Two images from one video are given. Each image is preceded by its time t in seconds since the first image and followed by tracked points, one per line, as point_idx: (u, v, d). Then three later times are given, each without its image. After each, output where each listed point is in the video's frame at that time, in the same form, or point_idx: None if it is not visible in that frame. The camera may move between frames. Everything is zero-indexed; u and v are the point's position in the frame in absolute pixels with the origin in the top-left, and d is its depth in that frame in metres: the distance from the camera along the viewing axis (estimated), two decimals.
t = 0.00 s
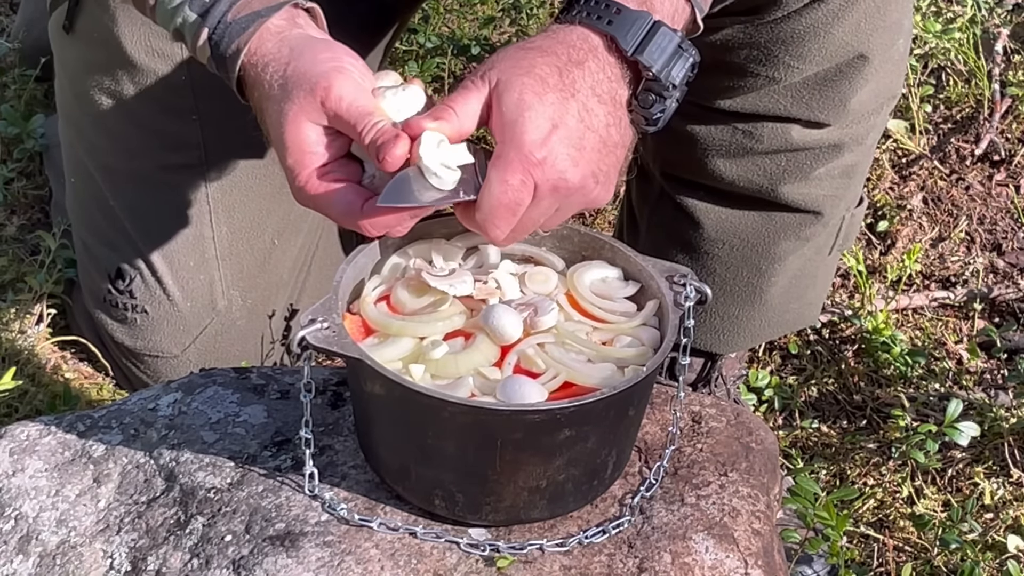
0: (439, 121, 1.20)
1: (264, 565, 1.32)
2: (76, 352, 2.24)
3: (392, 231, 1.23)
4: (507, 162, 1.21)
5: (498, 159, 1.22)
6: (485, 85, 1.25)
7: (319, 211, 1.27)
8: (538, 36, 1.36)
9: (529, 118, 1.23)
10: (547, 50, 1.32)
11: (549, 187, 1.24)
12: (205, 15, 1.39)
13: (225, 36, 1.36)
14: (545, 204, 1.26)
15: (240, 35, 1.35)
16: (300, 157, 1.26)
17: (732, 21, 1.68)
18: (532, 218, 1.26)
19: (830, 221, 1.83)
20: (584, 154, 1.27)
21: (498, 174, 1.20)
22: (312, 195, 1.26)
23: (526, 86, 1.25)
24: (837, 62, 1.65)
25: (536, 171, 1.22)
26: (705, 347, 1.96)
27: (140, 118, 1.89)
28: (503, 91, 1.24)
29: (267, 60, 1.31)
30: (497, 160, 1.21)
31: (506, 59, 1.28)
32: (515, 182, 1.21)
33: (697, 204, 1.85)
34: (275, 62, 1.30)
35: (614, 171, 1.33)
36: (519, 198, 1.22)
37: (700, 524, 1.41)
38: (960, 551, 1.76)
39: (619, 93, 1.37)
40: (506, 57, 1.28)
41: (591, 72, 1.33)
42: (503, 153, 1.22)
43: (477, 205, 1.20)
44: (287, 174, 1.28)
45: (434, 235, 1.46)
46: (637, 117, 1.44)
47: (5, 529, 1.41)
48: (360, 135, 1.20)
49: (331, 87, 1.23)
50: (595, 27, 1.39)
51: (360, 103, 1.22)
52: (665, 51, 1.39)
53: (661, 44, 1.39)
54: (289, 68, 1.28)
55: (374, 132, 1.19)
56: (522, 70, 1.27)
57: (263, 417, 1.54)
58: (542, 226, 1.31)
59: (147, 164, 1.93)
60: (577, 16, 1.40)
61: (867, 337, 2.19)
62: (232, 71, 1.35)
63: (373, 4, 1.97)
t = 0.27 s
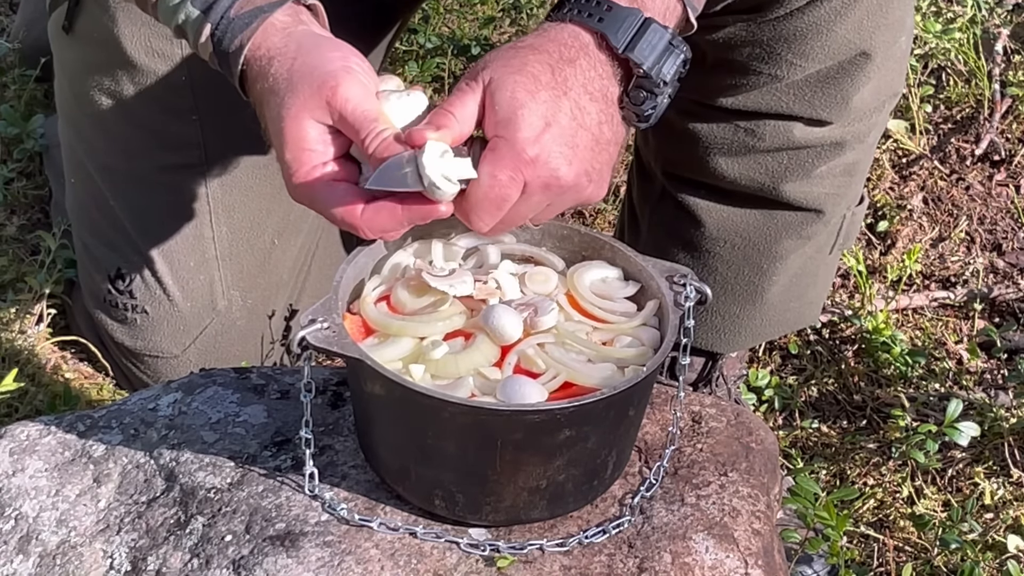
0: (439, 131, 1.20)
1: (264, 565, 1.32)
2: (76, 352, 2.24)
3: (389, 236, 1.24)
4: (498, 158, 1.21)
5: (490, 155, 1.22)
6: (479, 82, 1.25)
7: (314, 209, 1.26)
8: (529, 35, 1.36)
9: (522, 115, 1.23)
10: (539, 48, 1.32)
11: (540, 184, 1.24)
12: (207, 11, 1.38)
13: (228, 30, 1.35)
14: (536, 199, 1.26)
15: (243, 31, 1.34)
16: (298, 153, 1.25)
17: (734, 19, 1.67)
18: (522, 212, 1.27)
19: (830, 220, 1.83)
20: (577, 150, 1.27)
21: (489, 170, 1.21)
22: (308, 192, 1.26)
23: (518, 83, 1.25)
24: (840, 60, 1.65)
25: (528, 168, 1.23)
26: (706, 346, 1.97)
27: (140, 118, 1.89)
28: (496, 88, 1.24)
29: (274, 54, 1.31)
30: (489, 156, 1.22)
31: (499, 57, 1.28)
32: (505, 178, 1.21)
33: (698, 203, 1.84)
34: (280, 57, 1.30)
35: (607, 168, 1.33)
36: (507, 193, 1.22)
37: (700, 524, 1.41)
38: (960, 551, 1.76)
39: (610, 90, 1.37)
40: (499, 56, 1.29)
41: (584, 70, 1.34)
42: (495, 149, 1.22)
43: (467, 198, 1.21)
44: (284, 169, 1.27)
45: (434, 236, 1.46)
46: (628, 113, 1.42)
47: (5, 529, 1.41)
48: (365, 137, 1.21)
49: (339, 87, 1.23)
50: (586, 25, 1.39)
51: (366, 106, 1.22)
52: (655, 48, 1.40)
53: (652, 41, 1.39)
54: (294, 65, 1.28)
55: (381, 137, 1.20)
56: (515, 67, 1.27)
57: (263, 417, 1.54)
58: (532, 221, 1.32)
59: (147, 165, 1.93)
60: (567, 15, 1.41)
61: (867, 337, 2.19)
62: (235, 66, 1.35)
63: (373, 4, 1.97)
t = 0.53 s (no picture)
0: (442, 127, 1.17)
1: (264, 565, 1.32)
2: (76, 352, 2.24)
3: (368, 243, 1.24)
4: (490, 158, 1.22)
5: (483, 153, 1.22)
6: (486, 75, 1.24)
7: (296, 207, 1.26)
8: (535, 22, 1.35)
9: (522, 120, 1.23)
10: (547, 43, 1.31)
11: (526, 185, 1.26)
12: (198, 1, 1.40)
13: (219, 21, 1.38)
14: (517, 198, 1.28)
15: (235, 20, 1.36)
16: (283, 149, 1.24)
17: (732, 16, 1.67)
18: (499, 205, 1.28)
19: (830, 218, 1.83)
20: (566, 155, 1.28)
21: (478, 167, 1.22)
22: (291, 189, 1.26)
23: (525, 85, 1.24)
24: (839, 57, 1.64)
25: (517, 174, 1.24)
26: (707, 346, 1.97)
27: (140, 118, 1.89)
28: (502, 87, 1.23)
29: (268, 48, 1.32)
30: (482, 156, 1.22)
31: (508, 49, 1.27)
32: (491, 179, 1.22)
33: (699, 202, 1.84)
34: (275, 52, 1.31)
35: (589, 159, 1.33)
36: (488, 193, 1.23)
37: (700, 524, 1.41)
38: (960, 551, 1.76)
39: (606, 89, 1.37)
40: (507, 48, 1.27)
41: (587, 70, 1.34)
42: (489, 150, 1.22)
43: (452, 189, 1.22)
44: (268, 164, 1.27)
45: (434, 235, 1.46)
46: (618, 110, 1.48)
47: (5, 529, 1.41)
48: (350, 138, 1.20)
49: (328, 86, 1.23)
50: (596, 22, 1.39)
51: (352, 106, 1.22)
52: (657, 51, 1.41)
53: (655, 45, 1.40)
54: (288, 61, 1.28)
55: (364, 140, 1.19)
56: (522, 64, 1.26)
57: (263, 417, 1.54)
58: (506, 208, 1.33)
59: (146, 165, 1.93)
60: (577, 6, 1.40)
61: (867, 337, 2.19)
62: (226, 57, 1.37)
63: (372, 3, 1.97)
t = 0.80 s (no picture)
0: (493, 162, 1.17)
1: (264, 565, 1.32)
2: (76, 352, 2.24)
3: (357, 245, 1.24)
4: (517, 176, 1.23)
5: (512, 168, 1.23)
6: (527, 92, 1.22)
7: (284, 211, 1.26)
8: (567, 29, 1.33)
9: (556, 140, 1.23)
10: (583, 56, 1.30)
11: (544, 198, 1.27)
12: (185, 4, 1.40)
13: (205, 24, 1.37)
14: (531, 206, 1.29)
15: (220, 24, 1.36)
16: (269, 152, 1.24)
17: (736, 14, 1.66)
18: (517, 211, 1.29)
19: (832, 217, 1.83)
20: (584, 171, 1.30)
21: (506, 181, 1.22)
22: (279, 193, 1.25)
23: (565, 103, 1.23)
24: (842, 54, 1.64)
25: (539, 190, 1.25)
26: (708, 345, 1.97)
27: (140, 118, 1.88)
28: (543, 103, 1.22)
29: (250, 54, 1.32)
30: (511, 173, 1.22)
31: (547, 64, 1.25)
32: (514, 192, 1.23)
33: (700, 200, 1.84)
34: (258, 58, 1.31)
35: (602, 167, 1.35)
36: (508, 204, 1.25)
37: (700, 524, 1.41)
38: (960, 551, 1.76)
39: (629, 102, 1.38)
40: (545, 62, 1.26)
41: (618, 86, 1.34)
42: (519, 168, 1.22)
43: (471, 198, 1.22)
44: (255, 168, 1.26)
45: (434, 236, 1.46)
46: (642, 116, 1.54)
47: (5, 529, 1.41)
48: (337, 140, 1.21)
49: (313, 88, 1.23)
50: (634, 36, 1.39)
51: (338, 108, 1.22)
52: (685, 63, 1.44)
53: (684, 58, 1.44)
54: (271, 65, 1.28)
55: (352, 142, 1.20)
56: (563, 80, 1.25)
57: (263, 417, 1.54)
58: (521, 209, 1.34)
59: (147, 165, 1.93)
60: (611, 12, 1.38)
61: (867, 337, 2.19)
62: (211, 60, 1.36)
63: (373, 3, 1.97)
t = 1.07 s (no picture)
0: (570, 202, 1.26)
1: (264, 565, 1.32)
2: (76, 352, 2.24)
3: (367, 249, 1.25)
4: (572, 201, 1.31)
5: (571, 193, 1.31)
6: (590, 130, 1.29)
7: (292, 211, 1.26)
8: (623, 50, 1.38)
9: (614, 171, 1.31)
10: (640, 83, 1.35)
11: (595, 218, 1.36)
12: (194, 4, 1.39)
13: (215, 24, 1.36)
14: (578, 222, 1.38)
15: (232, 24, 1.35)
16: (281, 151, 1.24)
17: (752, 6, 1.70)
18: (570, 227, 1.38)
19: (838, 210, 1.83)
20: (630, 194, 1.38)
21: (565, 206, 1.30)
22: (288, 193, 1.25)
23: (626, 138, 1.30)
24: (854, 43, 1.66)
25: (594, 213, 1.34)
26: (711, 341, 1.94)
27: (140, 117, 1.89)
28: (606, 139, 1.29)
29: (264, 53, 1.31)
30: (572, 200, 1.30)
31: (608, 94, 1.31)
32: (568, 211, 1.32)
33: (709, 192, 1.82)
34: (273, 56, 1.30)
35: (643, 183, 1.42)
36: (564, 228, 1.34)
37: (700, 524, 1.41)
38: (960, 551, 1.76)
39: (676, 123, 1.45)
40: (608, 93, 1.32)
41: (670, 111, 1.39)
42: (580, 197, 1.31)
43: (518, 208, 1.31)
44: (265, 167, 1.26)
45: (434, 236, 1.46)
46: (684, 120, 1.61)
47: (5, 529, 1.40)
48: (354, 142, 1.21)
49: (330, 88, 1.23)
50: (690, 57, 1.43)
51: (356, 109, 1.22)
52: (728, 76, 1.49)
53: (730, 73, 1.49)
54: (287, 64, 1.28)
55: (369, 145, 1.20)
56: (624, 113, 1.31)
57: (263, 417, 1.54)
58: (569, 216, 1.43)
59: (147, 164, 1.93)
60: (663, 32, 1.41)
61: (867, 337, 2.19)
62: (224, 61, 1.36)
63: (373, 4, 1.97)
